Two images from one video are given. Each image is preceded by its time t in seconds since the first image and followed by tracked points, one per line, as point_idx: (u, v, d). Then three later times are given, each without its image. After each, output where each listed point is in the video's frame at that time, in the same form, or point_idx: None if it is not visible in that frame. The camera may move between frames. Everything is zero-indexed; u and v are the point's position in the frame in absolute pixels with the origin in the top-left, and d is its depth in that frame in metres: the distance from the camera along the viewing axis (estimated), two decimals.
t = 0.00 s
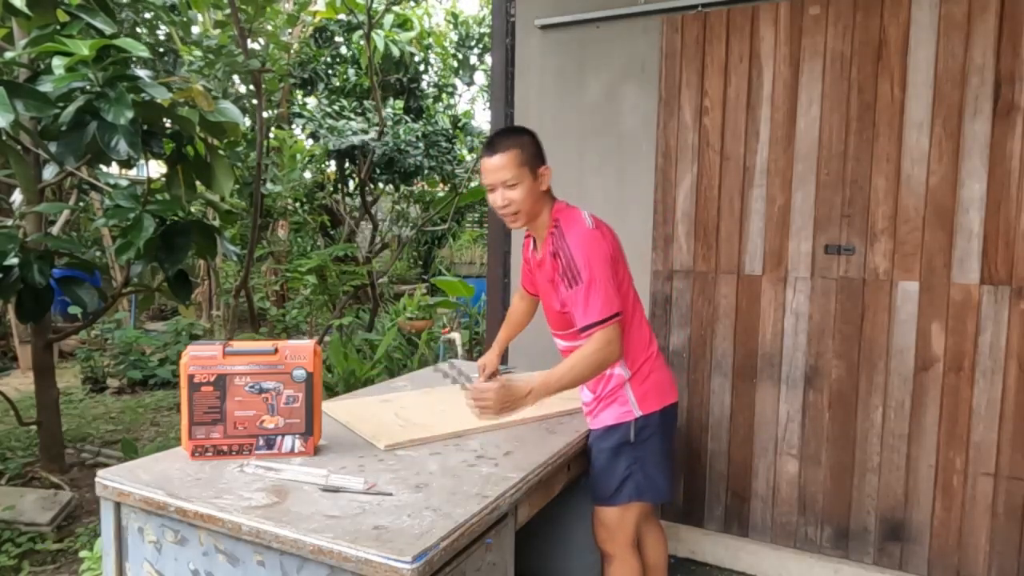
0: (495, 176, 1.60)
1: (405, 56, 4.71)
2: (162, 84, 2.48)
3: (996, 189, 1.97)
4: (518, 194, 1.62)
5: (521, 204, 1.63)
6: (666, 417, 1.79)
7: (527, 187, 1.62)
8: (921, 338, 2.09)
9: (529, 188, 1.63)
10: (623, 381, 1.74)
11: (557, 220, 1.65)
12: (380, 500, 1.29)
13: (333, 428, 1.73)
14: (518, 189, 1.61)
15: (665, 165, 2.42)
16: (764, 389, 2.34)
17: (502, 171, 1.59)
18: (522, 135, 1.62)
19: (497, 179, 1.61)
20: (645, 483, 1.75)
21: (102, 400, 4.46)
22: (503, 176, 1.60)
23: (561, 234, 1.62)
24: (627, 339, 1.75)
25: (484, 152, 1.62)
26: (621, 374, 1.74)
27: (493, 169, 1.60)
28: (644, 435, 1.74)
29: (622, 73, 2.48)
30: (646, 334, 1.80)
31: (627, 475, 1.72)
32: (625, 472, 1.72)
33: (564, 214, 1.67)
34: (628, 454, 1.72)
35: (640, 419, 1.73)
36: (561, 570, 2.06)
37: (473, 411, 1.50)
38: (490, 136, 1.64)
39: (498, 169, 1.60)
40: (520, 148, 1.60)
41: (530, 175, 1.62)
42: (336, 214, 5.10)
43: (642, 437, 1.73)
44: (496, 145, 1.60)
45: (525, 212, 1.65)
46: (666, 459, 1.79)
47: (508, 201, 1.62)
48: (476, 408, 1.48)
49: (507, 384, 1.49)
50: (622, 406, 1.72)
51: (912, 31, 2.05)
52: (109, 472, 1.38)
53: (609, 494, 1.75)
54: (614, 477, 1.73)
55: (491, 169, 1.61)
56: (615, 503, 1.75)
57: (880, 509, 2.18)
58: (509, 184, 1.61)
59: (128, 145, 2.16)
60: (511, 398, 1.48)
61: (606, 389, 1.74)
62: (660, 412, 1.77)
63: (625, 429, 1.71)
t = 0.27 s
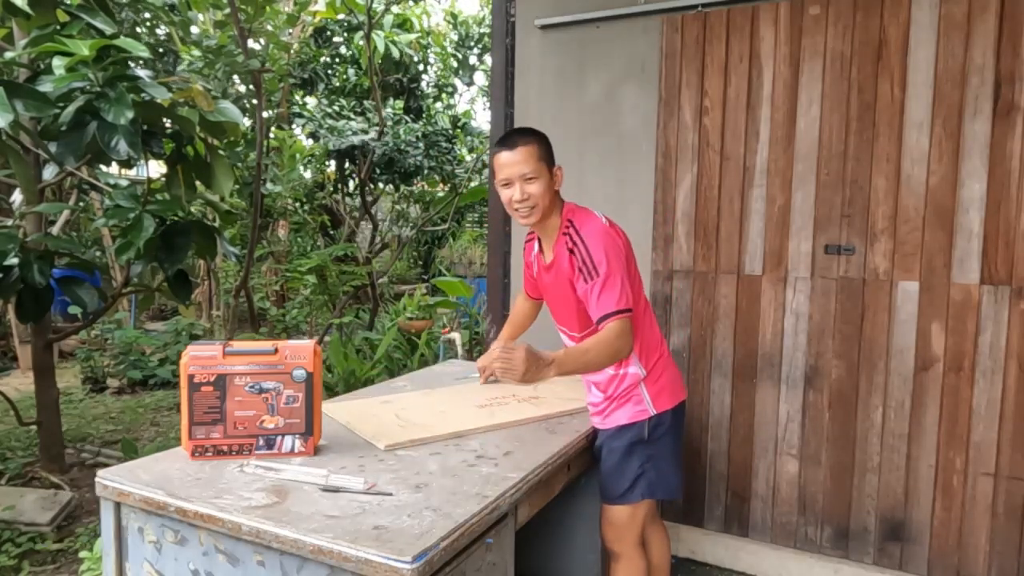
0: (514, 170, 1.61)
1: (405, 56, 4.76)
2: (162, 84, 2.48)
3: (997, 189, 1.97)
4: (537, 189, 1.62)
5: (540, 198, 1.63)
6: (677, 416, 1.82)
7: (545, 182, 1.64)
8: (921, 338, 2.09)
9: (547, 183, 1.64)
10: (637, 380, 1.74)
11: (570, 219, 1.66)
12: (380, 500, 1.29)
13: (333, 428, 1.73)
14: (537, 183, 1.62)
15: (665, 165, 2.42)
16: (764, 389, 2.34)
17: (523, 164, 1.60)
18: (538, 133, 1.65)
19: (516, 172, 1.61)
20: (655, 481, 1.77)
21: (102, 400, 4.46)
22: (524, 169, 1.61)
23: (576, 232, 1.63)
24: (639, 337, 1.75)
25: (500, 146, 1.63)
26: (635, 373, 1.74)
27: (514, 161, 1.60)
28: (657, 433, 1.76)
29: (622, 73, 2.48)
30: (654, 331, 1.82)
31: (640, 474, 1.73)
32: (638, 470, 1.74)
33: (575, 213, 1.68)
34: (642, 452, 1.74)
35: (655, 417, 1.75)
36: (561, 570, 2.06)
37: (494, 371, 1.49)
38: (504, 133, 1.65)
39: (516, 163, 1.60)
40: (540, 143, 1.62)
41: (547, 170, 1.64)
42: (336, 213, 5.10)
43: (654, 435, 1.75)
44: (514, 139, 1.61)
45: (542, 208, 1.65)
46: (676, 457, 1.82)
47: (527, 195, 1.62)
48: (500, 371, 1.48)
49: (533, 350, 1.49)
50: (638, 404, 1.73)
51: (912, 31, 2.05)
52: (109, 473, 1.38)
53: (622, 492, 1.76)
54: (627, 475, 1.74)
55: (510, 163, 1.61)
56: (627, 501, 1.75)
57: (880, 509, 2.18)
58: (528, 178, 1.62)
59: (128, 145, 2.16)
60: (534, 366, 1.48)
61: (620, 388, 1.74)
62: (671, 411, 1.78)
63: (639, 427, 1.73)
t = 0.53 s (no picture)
0: (521, 169, 1.60)
1: (405, 56, 4.76)
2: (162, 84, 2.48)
3: (997, 189, 1.97)
4: (544, 189, 1.62)
5: (546, 199, 1.63)
6: (680, 415, 1.82)
7: (551, 183, 1.63)
8: (921, 338, 2.09)
9: (553, 183, 1.64)
10: (641, 380, 1.75)
11: (576, 218, 1.66)
12: (380, 499, 1.29)
13: (333, 428, 1.73)
14: (544, 183, 1.62)
15: (665, 165, 2.42)
16: (764, 389, 2.34)
17: (530, 164, 1.60)
18: (545, 132, 1.65)
19: (522, 172, 1.60)
20: (659, 481, 1.77)
21: (102, 400, 4.46)
22: (531, 169, 1.60)
23: (584, 231, 1.63)
24: (644, 337, 1.76)
25: (507, 145, 1.61)
26: (640, 372, 1.75)
27: (520, 161, 1.60)
28: (662, 433, 1.76)
29: (622, 73, 2.48)
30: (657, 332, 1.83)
31: (646, 474, 1.73)
32: (643, 471, 1.74)
33: (582, 212, 1.68)
34: (646, 453, 1.74)
35: (659, 418, 1.75)
36: (561, 570, 2.06)
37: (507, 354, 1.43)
38: (509, 133, 1.64)
39: (523, 163, 1.60)
40: (547, 143, 1.62)
41: (553, 171, 1.64)
42: (336, 213, 5.10)
43: (660, 435, 1.75)
44: (521, 139, 1.60)
45: (548, 208, 1.64)
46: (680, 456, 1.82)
47: (533, 195, 1.62)
48: (514, 356, 1.42)
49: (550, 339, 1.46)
50: (642, 405, 1.73)
51: (912, 31, 2.05)
52: (109, 473, 1.38)
53: (627, 493, 1.76)
54: (631, 477, 1.74)
55: (518, 163, 1.60)
56: (632, 502, 1.76)
57: (880, 509, 2.18)
58: (535, 178, 1.61)
59: (128, 145, 2.16)
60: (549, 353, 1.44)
61: (625, 389, 1.74)
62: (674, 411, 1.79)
63: (644, 428, 1.73)
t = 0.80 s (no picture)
0: (523, 166, 1.61)
1: (405, 55, 4.77)
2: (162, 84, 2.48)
3: (996, 190, 1.97)
4: (545, 186, 1.62)
5: (547, 196, 1.63)
6: (684, 416, 1.83)
7: (552, 181, 1.64)
8: (921, 338, 2.09)
9: (554, 182, 1.64)
10: (646, 382, 1.74)
11: (578, 219, 1.66)
12: (380, 499, 1.29)
13: (333, 429, 1.73)
14: (544, 180, 1.62)
15: (665, 165, 2.42)
16: (764, 389, 2.34)
17: (532, 161, 1.61)
18: (549, 132, 1.66)
19: (524, 168, 1.61)
20: (663, 482, 1.78)
21: (102, 400, 4.46)
22: (532, 166, 1.61)
23: (586, 233, 1.63)
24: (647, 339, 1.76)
25: (509, 142, 1.63)
26: (644, 375, 1.74)
27: (522, 158, 1.61)
28: (666, 435, 1.76)
29: (622, 73, 2.48)
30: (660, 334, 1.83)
31: (650, 476, 1.74)
32: (648, 473, 1.75)
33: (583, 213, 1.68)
34: (650, 455, 1.74)
35: (664, 419, 1.75)
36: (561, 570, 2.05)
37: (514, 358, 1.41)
38: (512, 130, 1.66)
39: (524, 159, 1.61)
40: (550, 142, 1.63)
41: (555, 169, 1.64)
42: (336, 213, 5.10)
43: (663, 437, 1.76)
44: (524, 135, 1.62)
45: (548, 206, 1.64)
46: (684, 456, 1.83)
47: (533, 192, 1.62)
48: (521, 360, 1.41)
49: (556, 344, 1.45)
50: (647, 407, 1.73)
51: (912, 31, 2.05)
52: (109, 472, 1.38)
53: (632, 495, 1.77)
54: (635, 479, 1.75)
55: (519, 159, 1.61)
56: (637, 504, 1.77)
57: (880, 509, 2.18)
58: (536, 174, 1.62)
59: (128, 145, 2.16)
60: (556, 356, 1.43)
61: (629, 391, 1.73)
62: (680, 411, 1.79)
63: (649, 430, 1.73)
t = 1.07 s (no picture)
0: (527, 162, 1.62)
1: (405, 55, 4.77)
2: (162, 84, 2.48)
3: (996, 190, 1.97)
4: (548, 184, 1.63)
5: (550, 193, 1.64)
6: (685, 417, 1.83)
7: (556, 179, 1.64)
8: (921, 338, 2.09)
9: (557, 180, 1.65)
10: (647, 382, 1.74)
11: (579, 220, 1.66)
12: (380, 499, 1.29)
13: (332, 429, 1.73)
14: (548, 177, 1.63)
15: (665, 165, 2.42)
16: (764, 389, 2.34)
17: (535, 159, 1.61)
18: (553, 130, 1.67)
19: (527, 165, 1.62)
20: (664, 483, 1.78)
21: (102, 400, 4.46)
22: (535, 164, 1.62)
23: (588, 233, 1.63)
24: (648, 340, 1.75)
25: (513, 139, 1.64)
26: (645, 375, 1.73)
27: (525, 155, 1.61)
28: (667, 436, 1.77)
29: (622, 73, 2.48)
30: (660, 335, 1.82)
31: (651, 477, 1.74)
32: (649, 474, 1.75)
33: (584, 214, 1.69)
34: (652, 456, 1.74)
35: (665, 420, 1.75)
36: (562, 570, 2.05)
37: (518, 356, 1.41)
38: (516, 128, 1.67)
39: (528, 156, 1.61)
40: (554, 140, 1.64)
41: (558, 167, 1.65)
42: (336, 213, 5.11)
43: (664, 438, 1.76)
44: (528, 133, 1.63)
45: (551, 205, 1.65)
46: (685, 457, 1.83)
47: (537, 188, 1.63)
48: (525, 358, 1.41)
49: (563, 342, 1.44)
50: (647, 407, 1.73)
51: (912, 31, 2.05)
52: (110, 472, 1.38)
53: (632, 496, 1.77)
54: (637, 480, 1.75)
55: (523, 156, 1.62)
56: (637, 505, 1.76)
57: (880, 509, 2.18)
58: (540, 172, 1.62)
59: (128, 145, 2.16)
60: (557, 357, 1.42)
61: (629, 392, 1.73)
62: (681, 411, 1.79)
63: (650, 430, 1.73)
